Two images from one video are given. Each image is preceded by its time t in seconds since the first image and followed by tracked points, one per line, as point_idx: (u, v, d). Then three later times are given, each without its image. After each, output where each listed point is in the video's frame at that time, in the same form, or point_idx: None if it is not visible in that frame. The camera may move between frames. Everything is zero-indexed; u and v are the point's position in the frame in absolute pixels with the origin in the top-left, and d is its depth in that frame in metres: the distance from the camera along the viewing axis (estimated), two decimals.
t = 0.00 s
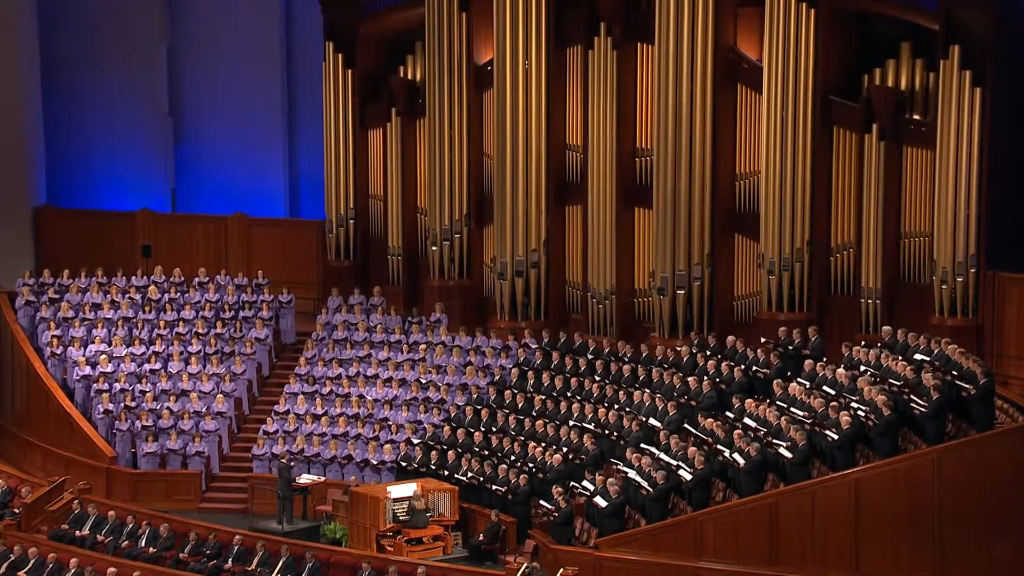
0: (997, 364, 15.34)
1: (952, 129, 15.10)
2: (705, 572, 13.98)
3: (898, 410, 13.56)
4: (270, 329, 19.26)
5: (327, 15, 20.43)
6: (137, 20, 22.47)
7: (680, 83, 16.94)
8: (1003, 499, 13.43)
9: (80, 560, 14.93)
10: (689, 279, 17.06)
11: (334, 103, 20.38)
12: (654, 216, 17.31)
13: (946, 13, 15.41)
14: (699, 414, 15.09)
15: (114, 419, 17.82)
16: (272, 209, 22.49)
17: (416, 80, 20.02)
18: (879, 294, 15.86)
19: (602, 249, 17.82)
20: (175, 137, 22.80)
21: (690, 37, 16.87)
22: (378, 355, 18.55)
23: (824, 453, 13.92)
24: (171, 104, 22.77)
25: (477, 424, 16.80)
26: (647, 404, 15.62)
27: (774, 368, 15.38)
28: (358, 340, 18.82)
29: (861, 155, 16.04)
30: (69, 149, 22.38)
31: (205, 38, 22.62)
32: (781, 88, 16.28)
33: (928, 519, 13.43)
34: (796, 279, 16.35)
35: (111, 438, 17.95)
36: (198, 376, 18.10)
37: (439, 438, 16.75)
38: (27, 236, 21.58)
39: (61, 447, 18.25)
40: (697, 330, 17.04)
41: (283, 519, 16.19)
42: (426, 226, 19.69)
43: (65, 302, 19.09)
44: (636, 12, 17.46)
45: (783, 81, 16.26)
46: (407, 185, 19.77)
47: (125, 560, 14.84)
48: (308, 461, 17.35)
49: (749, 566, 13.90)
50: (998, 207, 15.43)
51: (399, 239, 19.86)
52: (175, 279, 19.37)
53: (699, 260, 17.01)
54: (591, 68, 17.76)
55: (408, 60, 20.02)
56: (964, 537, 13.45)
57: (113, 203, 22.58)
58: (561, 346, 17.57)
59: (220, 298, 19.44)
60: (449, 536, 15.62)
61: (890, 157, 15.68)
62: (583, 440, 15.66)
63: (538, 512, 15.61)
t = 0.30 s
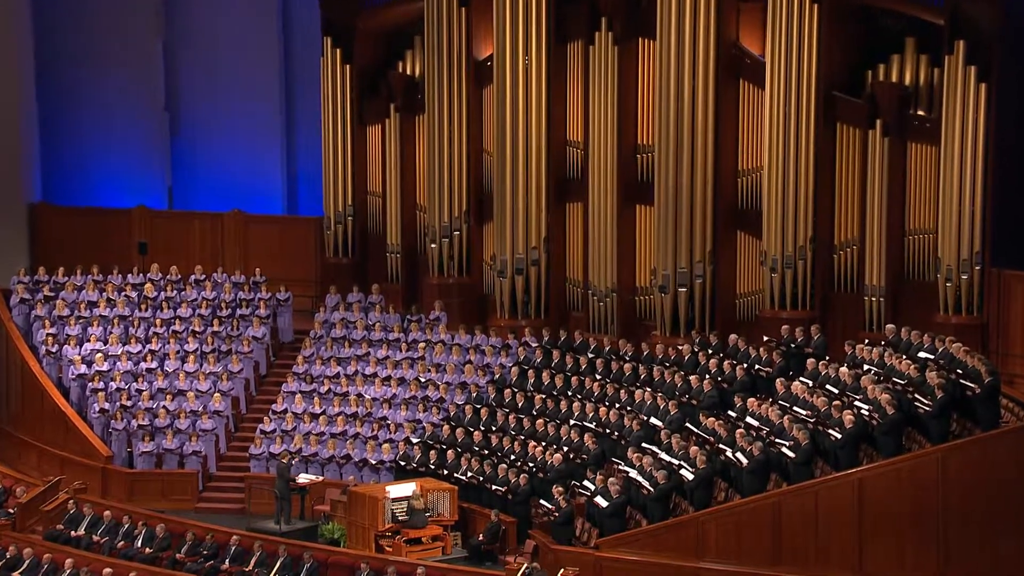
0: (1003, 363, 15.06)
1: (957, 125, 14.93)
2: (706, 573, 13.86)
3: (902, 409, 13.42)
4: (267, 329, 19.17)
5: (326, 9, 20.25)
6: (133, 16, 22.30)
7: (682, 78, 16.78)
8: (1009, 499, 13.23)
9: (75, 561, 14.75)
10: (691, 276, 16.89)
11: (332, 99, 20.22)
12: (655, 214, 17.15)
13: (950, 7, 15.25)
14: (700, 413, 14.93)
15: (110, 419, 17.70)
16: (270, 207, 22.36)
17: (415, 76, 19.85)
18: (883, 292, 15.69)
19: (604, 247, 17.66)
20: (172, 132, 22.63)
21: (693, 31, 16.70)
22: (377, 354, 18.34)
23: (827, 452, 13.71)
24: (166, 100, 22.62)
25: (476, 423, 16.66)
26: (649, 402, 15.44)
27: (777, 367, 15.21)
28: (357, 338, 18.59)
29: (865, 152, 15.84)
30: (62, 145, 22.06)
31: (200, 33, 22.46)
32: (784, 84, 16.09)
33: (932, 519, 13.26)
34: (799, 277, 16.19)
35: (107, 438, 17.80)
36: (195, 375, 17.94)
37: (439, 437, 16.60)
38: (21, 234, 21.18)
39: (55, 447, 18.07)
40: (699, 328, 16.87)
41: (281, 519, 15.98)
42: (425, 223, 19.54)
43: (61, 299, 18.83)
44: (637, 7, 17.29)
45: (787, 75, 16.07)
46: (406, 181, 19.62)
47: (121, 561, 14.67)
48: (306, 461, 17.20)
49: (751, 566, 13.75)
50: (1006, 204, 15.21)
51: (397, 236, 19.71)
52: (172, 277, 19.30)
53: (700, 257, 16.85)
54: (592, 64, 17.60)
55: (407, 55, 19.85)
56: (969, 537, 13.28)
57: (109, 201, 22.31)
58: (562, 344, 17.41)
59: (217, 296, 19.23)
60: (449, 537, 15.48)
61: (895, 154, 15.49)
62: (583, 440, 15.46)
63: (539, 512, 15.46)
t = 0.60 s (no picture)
0: (1008, 361, 14.83)
1: (961, 119, 14.74)
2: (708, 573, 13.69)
3: (906, 408, 13.19)
4: (264, 327, 18.94)
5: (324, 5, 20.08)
6: (130, 11, 22.07)
7: (684, 73, 16.63)
8: (1013, 498, 13.14)
9: (71, 561, 14.58)
10: (693, 274, 16.72)
11: (330, 94, 20.06)
12: (657, 210, 16.98)
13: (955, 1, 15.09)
14: (702, 412, 14.74)
15: (106, 418, 17.53)
16: (268, 204, 22.20)
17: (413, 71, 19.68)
18: (887, 290, 15.51)
19: (606, 245, 17.50)
20: (168, 130, 22.36)
21: (694, 26, 16.52)
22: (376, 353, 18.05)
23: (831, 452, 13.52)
24: (162, 98, 22.34)
25: (476, 422, 16.47)
26: (650, 401, 15.28)
27: (779, 366, 15.08)
28: (355, 337, 18.44)
29: (868, 147, 15.64)
30: (59, 139, 21.96)
31: (198, 31, 22.26)
32: (788, 79, 15.95)
33: (936, 519, 13.11)
34: (802, 274, 16.01)
35: (103, 437, 17.62)
36: (192, 374, 17.87)
37: (438, 436, 16.45)
38: (16, 231, 21.03)
39: (52, 447, 17.91)
40: (701, 326, 16.70)
41: (278, 519, 15.78)
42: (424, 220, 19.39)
43: (56, 297, 18.64)
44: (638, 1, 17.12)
45: (790, 70, 15.92)
46: (405, 178, 19.45)
47: (117, 561, 14.51)
48: (304, 460, 17.02)
49: (753, 567, 13.58)
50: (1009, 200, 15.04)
51: (396, 233, 19.55)
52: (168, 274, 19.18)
53: (702, 254, 16.69)
54: (592, 60, 17.42)
55: (405, 51, 19.67)
56: (973, 537, 13.14)
57: (106, 196, 22.13)
58: (562, 342, 17.26)
59: (213, 294, 19.03)
60: (449, 537, 15.37)
61: (899, 150, 15.31)
62: (584, 439, 15.26)
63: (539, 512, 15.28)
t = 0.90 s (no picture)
0: (1013, 360, 14.68)
1: (966, 114, 14.56)
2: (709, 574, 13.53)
3: (910, 406, 13.04)
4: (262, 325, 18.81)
5: None
6: (126, 7, 21.90)
7: (685, 69, 16.45)
8: (1018, 498, 12.97)
9: (66, 561, 14.42)
10: (695, 271, 16.56)
11: (329, 91, 19.94)
12: (658, 207, 16.81)
13: None
14: (704, 411, 14.59)
15: (102, 416, 17.30)
16: (266, 201, 22.04)
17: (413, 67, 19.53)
18: (891, 287, 15.35)
19: (607, 242, 17.33)
20: (165, 127, 22.16)
21: (696, 21, 16.35)
22: (374, 350, 17.88)
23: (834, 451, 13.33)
24: (159, 94, 22.15)
25: (476, 421, 16.32)
26: (651, 400, 15.10)
27: (782, 364, 14.92)
28: (354, 335, 18.42)
29: (872, 144, 15.52)
30: (55, 137, 21.73)
31: (195, 27, 22.10)
32: (791, 74, 15.78)
33: (940, 519, 12.97)
34: (805, 271, 15.85)
35: (99, 436, 17.44)
36: (189, 372, 17.69)
37: (438, 435, 16.27)
38: (11, 227, 20.84)
39: (46, 446, 17.70)
40: (703, 324, 16.55)
41: (276, 519, 15.64)
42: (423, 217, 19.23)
43: (51, 295, 18.44)
44: None
45: (792, 64, 15.76)
46: (404, 175, 19.28)
47: (113, 562, 14.35)
48: (302, 459, 16.88)
49: (755, 567, 13.43)
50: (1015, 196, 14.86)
51: (394, 229, 19.39)
52: (165, 271, 18.95)
53: (705, 251, 16.53)
54: (593, 55, 17.22)
55: (404, 46, 19.51)
56: (978, 537, 12.98)
57: (102, 194, 21.90)
58: (563, 340, 17.09)
59: (211, 291, 18.99)
60: (448, 537, 15.22)
61: (903, 147, 15.17)
62: (584, 438, 15.12)
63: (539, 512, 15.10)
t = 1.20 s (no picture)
0: (1018, 359, 14.51)
1: (971, 110, 14.39)
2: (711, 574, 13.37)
3: (914, 406, 12.85)
4: (259, 323, 18.60)
5: None
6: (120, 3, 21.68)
7: (687, 64, 16.26)
8: None
9: (61, 562, 14.25)
10: (696, 269, 16.38)
11: (327, 87, 19.76)
12: (660, 204, 16.64)
13: None
14: (706, 409, 14.36)
15: (98, 415, 17.18)
16: (263, 197, 21.88)
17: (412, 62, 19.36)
18: (896, 285, 15.14)
19: (607, 240, 17.16)
20: (160, 122, 22.01)
21: (698, 16, 16.17)
22: (373, 348, 17.71)
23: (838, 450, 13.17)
24: (155, 90, 21.98)
25: (476, 420, 16.16)
26: (653, 398, 14.95)
27: (785, 363, 14.69)
28: (352, 333, 18.28)
29: (876, 140, 15.34)
30: (50, 132, 21.62)
31: (191, 21, 21.91)
32: (793, 69, 15.59)
33: (945, 520, 12.78)
34: (808, 269, 15.66)
35: (94, 435, 17.29)
36: (186, 370, 17.51)
37: (437, 435, 16.07)
38: (7, 225, 20.69)
39: (39, 445, 17.44)
40: (705, 322, 16.37)
41: (273, 519, 15.48)
42: (422, 214, 19.07)
43: (46, 292, 18.31)
44: None
45: (795, 59, 15.57)
46: (403, 171, 19.12)
47: (109, 562, 14.19)
48: (300, 459, 16.74)
49: (757, 568, 13.26)
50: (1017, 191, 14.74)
51: (393, 226, 19.23)
52: (161, 269, 18.67)
53: (706, 249, 16.35)
54: (594, 50, 17.07)
55: (404, 41, 19.36)
56: (984, 539, 12.79)
57: (97, 190, 21.78)
58: (563, 338, 16.88)
59: (207, 289, 18.80)
60: (447, 537, 15.06)
61: (907, 142, 14.98)
62: (585, 437, 14.96)
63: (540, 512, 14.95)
